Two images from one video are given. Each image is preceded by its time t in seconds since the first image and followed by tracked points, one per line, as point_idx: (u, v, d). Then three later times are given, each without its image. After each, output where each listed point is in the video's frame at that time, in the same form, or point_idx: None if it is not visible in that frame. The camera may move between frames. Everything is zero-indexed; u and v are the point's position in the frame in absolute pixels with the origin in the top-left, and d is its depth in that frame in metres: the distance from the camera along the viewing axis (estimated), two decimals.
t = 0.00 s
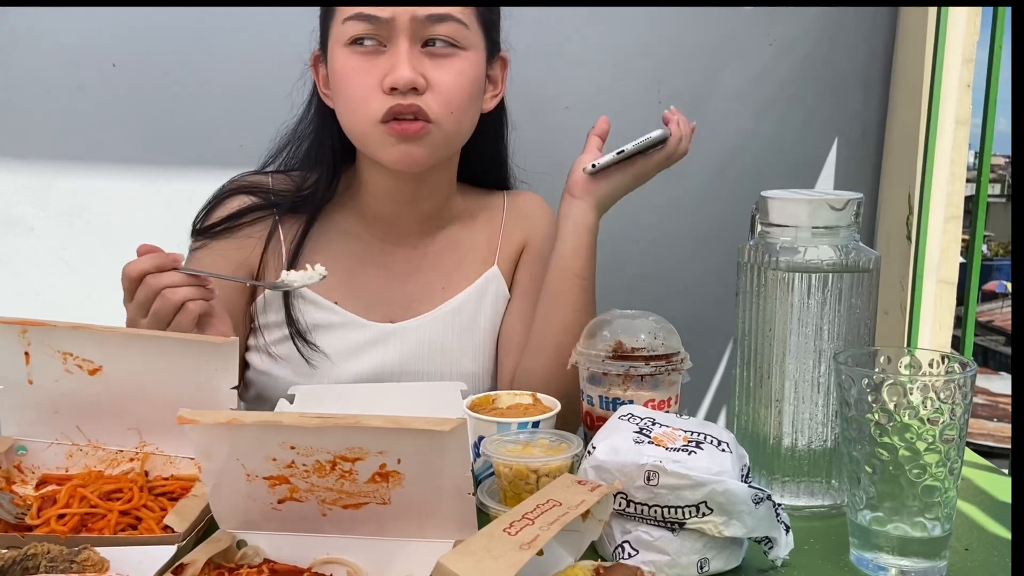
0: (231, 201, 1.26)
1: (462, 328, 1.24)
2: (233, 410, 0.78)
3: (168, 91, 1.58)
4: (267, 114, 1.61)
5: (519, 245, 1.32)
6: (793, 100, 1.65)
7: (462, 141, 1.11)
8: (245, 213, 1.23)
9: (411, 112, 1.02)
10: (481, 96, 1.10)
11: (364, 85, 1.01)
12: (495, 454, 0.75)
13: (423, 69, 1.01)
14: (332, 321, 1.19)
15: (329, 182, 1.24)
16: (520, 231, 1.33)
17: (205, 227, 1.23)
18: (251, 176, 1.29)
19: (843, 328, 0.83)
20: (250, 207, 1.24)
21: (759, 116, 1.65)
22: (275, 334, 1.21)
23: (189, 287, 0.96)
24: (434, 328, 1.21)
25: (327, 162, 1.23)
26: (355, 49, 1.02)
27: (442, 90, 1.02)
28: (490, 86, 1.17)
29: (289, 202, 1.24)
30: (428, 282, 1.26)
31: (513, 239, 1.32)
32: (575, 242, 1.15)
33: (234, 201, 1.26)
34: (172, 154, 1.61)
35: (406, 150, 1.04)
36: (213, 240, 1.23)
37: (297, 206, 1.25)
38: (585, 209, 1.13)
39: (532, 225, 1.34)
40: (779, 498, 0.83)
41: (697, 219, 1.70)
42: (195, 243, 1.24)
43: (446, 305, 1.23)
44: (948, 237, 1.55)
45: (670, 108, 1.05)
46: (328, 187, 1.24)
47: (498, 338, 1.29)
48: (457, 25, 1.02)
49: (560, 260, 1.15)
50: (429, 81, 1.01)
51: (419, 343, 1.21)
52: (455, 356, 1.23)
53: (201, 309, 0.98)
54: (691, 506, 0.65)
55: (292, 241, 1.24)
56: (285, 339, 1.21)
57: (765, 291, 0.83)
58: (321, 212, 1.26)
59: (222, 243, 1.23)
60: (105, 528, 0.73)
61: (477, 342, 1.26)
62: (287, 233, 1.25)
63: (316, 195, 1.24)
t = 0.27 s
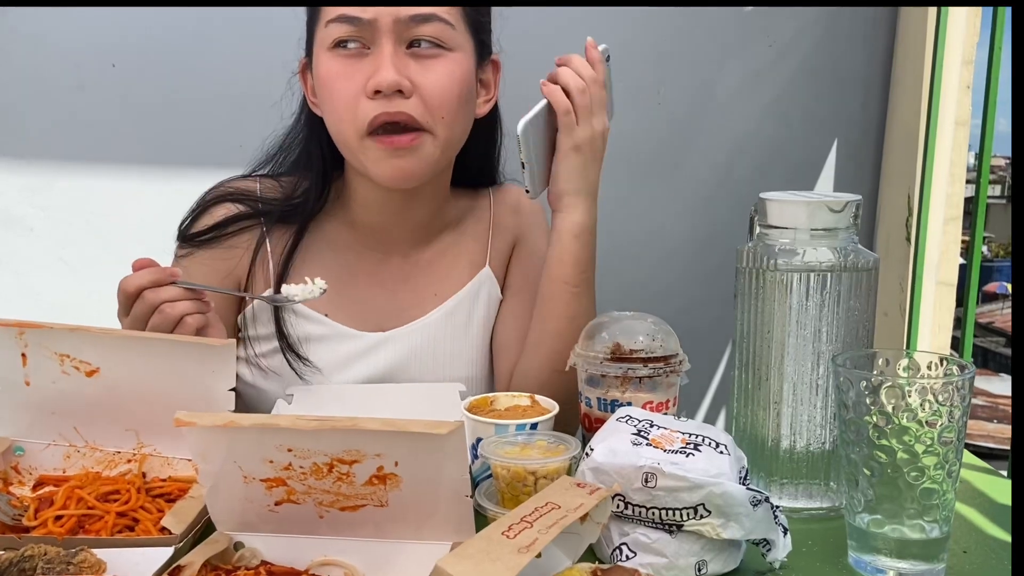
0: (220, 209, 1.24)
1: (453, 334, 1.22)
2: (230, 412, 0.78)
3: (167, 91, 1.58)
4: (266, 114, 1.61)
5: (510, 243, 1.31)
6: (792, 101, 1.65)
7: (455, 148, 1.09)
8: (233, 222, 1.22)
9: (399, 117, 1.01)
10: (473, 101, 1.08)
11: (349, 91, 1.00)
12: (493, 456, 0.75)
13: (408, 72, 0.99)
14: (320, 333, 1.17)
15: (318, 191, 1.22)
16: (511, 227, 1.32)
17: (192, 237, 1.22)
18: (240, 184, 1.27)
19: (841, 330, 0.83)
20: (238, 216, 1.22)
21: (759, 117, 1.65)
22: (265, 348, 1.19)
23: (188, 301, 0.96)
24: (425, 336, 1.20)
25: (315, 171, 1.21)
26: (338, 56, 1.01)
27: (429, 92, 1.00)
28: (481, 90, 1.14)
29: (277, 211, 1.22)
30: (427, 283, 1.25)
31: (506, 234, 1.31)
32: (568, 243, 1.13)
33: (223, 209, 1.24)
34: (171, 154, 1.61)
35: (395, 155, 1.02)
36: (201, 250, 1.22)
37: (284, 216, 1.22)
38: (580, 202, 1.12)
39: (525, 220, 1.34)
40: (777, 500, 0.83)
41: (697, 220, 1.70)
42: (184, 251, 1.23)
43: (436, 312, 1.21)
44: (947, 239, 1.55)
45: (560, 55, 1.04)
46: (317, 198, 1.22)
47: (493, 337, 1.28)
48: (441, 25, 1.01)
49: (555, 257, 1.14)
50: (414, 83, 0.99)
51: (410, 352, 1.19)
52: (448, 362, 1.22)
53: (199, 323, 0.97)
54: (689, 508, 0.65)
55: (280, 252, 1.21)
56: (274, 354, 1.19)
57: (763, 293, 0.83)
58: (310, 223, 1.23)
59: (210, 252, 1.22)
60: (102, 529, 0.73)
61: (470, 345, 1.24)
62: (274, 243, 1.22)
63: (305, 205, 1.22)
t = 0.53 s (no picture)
0: (211, 210, 1.23)
1: (446, 336, 1.22)
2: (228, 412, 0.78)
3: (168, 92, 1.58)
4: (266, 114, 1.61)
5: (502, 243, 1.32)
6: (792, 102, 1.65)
7: (445, 150, 1.10)
8: (225, 223, 1.21)
9: (389, 122, 1.02)
10: (465, 104, 1.09)
11: (342, 94, 1.00)
12: (491, 457, 0.75)
13: (401, 77, 0.99)
14: (315, 337, 1.17)
15: (311, 194, 1.21)
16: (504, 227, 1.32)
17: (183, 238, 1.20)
18: (231, 183, 1.26)
19: (840, 331, 0.83)
20: (231, 217, 1.21)
21: (759, 117, 1.65)
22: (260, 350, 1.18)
23: (178, 306, 0.96)
24: (416, 339, 1.20)
25: (307, 174, 1.20)
26: (331, 57, 1.00)
27: (421, 97, 1.01)
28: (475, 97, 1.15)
29: (270, 213, 1.21)
30: (426, 284, 1.25)
31: (497, 236, 1.31)
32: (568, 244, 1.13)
33: (214, 210, 1.23)
34: (171, 154, 1.61)
35: (384, 159, 1.04)
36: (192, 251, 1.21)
37: (276, 219, 1.21)
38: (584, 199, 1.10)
39: (517, 221, 1.33)
40: (776, 502, 0.83)
41: (696, 221, 1.70)
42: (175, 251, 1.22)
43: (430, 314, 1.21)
44: (947, 240, 1.56)
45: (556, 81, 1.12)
46: (309, 201, 1.21)
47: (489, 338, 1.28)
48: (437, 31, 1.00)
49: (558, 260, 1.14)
50: (407, 89, 1.00)
51: (403, 355, 1.19)
52: (442, 364, 1.22)
53: (191, 328, 0.98)
54: (688, 509, 0.65)
55: (273, 254, 1.21)
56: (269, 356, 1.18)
57: (762, 294, 0.83)
58: (302, 225, 1.22)
59: (201, 254, 1.21)
60: (100, 530, 0.73)
61: (464, 346, 1.24)
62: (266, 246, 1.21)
63: (297, 208, 1.21)
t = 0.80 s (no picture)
0: (214, 217, 1.22)
1: (446, 341, 1.23)
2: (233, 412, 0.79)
3: (169, 92, 1.58)
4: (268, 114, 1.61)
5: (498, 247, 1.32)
6: (794, 103, 1.65)
7: (454, 162, 1.08)
8: (228, 232, 1.20)
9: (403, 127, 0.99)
10: (472, 118, 1.08)
11: (354, 100, 0.98)
12: (494, 456, 0.75)
13: (416, 84, 0.97)
14: (318, 346, 1.17)
15: (315, 207, 1.21)
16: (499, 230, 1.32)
17: (185, 244, 1.19)
18: (236, 192, 1.25)
19: (843, 332, 0.83)
20: (235, 226, 1.20)
21: (760, 118, 1.66)
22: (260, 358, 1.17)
23: (188, 305, 0.96)
24: (417, 342, 1.20)
25: (311, 184, 1.19)
26: (342, 65, 0.99)
27: (435, 103, 0.99)
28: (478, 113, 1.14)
29: (274, 223, 1.21)
30: (428, 284, 1.25)
31: (492, 240, 1.31)
32: (569, 247, 1.13)
33: (218, 217, 1.22)
34: (174, 154, 1.62)
35: (397, 165, 1.00)
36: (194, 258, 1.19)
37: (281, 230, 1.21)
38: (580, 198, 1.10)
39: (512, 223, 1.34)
40: (778, 502, 0.83)
41: (698, 221, 1.70)
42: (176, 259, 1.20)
43: (431, 319, 1.22)
44: (950, 241, 1.55)
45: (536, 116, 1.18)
46: (313, 211, 1.21)
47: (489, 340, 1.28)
48: (450, 39, 1.00)
49: (556, 261, 1.14)
50: (422, 95, 0.98)
51: (405, 359, 1.20)
52: (443, 368, 1.23)
53: (201, 327, 0.97)
54: (690, 508, 0.65)
55: (276, 265, 1.21)
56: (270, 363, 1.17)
57: (765, 294, 0.83)
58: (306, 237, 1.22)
59: (203, 262, 1.20)
60: (104, 528, 0.73)
61: (465, 348, 1.24)
62: (270, 257, 1.21)
63: (301, 220, 1.21)
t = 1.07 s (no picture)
0: (214, 213, 1.22)
1: (444, 341, 1.24)
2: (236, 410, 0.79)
3: (173, 92, 1.59)
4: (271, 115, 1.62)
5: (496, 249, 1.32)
6: (796, 104, 1.65)
7: (443, 177, 1.08)
8: (230, 230, 1.19)
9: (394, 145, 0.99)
10: (466, 130, 1.08)
11: (349, 115, 0.98)
12: (497, 456, 0.75)
13: (411, 103, 0.97)
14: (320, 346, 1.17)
15: (316, 207, 1.20)
16: (497, 232, 1.32)
17: (187, 241, 1.18)
18: (236, 189, 1.24)
19: (845, 332, 0.83)
20: (236, 224, 1.20)
21: (763, 118, 1.66)
22: (273, 352, 1.17)
23: (186, 303, 0.97)
24: (416, 342, 1.21)
25: (311, 183, 1.19)
26: (341, 76, 0.98)
27: (429, 124, 0.99)
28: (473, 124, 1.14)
29: (276, 222, 1.20)
30: (431, 284, 1.26)
31: (488, 242, 1.31)
32: (572, 247, 1.13)
33: (218, 214, 1.21)
34: (177, 154, 1.62)
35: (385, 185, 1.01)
36: (194, 255, 1.18)
37: (281, 228, 1.20)
38: (577, 197, 1.09)
39: (509, 222, 1.33)
40: (781, 502, 0.83)
41: (701, 221, 1.70)
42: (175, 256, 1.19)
43: (428, 320, 1.23)
44: (952, 242, 1.55)
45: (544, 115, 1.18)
46: (313, 210, 1.20)
47: (488, 338, 1.29)
48: (447, 59, 0.99)
49: (559, 261, 1.14)
50: (417, 114, 0.97)
51: (404, 359, 1.21)
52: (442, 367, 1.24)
53: (198, 326, 0.98)
54: (694, 508, 0.65)
55: (280, 266, 1.21)
56: (283, 358, 1.17)
57: (768, 294, 0.83)
58: (308, 236, 1.22)
59: (203, 259, 1.19)
60: (108, 527, 0.73)
61: (464, 347, 1.25)
62: (271, 255, 1.21)
63: (302, 218, 1.20)
